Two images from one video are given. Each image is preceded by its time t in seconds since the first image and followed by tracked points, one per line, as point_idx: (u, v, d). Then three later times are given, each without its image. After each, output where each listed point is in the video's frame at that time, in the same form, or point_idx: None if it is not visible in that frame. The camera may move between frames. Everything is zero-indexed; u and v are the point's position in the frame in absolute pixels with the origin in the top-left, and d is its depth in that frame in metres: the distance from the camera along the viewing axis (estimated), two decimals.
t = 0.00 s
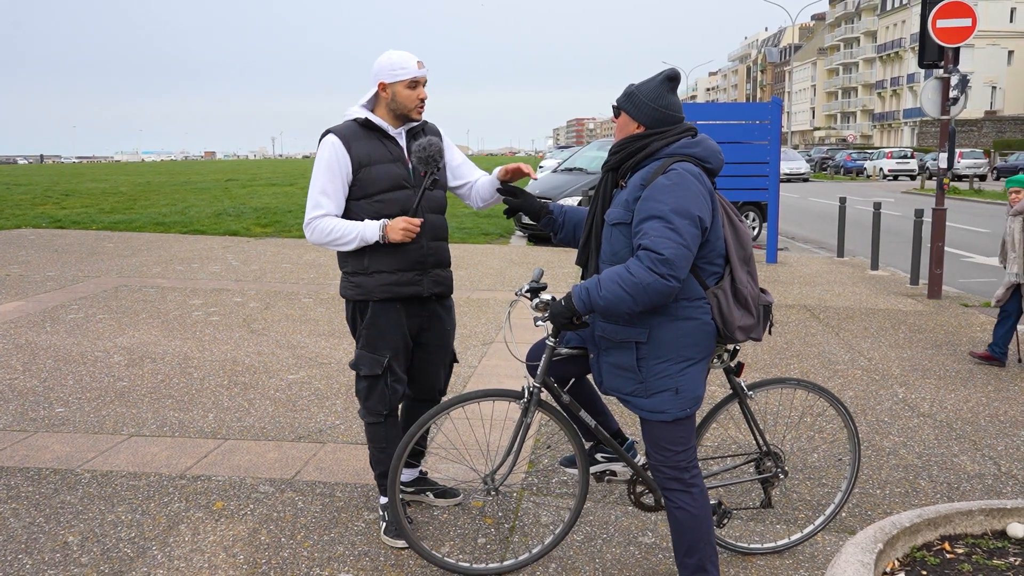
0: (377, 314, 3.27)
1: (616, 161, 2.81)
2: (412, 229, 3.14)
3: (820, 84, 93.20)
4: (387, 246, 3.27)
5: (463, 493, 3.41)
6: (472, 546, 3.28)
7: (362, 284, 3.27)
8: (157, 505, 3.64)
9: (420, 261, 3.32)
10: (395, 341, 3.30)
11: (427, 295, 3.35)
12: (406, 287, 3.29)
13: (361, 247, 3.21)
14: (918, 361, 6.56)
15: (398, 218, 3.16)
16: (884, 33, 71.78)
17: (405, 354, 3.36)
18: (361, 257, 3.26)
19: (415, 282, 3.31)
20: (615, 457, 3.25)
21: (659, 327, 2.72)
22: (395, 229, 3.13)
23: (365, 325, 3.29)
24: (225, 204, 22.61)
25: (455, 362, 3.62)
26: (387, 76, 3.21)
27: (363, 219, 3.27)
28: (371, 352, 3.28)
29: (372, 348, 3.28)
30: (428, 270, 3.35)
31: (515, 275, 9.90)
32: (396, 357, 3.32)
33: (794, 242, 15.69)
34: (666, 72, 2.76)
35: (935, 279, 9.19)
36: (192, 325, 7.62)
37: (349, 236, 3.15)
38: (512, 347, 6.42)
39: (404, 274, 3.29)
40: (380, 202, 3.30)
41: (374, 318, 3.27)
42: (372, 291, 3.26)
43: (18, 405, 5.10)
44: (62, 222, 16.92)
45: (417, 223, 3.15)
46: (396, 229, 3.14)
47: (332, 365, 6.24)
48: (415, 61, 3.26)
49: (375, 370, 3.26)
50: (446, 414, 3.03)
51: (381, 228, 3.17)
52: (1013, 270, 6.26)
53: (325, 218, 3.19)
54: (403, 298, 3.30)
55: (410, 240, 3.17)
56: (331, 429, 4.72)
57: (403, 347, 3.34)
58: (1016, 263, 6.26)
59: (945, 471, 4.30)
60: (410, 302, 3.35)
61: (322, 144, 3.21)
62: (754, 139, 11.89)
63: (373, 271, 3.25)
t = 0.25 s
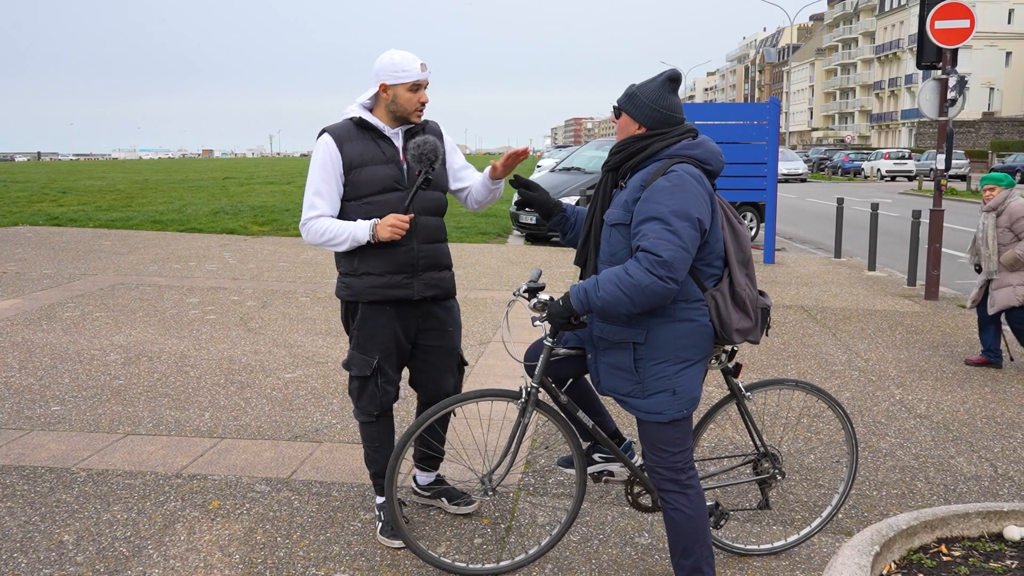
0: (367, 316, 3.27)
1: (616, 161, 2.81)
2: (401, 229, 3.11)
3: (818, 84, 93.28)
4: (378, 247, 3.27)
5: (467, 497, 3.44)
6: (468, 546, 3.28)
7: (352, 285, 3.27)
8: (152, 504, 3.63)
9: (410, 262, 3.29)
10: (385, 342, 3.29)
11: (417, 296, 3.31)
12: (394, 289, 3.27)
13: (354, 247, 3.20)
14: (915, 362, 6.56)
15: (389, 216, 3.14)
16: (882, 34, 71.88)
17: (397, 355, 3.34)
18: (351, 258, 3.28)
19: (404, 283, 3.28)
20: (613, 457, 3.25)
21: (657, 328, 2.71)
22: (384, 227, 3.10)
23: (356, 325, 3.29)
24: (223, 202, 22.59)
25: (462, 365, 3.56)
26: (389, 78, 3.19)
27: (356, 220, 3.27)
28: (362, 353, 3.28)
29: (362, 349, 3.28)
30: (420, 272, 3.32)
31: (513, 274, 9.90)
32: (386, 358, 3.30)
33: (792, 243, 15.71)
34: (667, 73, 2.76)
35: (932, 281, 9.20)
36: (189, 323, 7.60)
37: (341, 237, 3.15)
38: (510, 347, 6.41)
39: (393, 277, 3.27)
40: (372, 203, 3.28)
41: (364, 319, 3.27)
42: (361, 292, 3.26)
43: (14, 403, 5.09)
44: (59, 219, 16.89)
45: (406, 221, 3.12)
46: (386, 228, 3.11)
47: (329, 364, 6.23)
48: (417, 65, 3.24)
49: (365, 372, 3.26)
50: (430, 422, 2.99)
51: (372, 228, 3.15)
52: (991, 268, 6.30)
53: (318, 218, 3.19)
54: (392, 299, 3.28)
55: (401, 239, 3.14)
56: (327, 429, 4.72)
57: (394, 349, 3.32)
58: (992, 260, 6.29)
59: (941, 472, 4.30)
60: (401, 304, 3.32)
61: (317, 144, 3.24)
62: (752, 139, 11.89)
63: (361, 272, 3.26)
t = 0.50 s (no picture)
0: (367, 314, 3.27)
1: (619, 161, 2.79)
2: (396, 241, 3.10)
3: (817, 85, 93.33)
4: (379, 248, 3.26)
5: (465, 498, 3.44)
6: (466, 546, 3.28)
7: (354, 282, 3.28)
8: (148, 503, 3.62)
9: (412, 263, 3.27)
10: (385, 341, 3.28)
11: (418, 297, 3.28)
12: (393, 289, 3.25)
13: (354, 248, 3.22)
14: (913, 363, 6.56)
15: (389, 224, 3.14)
16: (881, 35, 71.95)
17: (398, 355, 3.33)
18: (355, 255, 3.30)
19: (405, 284, 3.27)
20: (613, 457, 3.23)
21: (659, 328, 2.70)
22: (380, 236, 3.11)
23: (358, 322, 3.30)
24: (221, 200, 22.57)
25: (473, 367, 3.49)
26: (399, 81, 3.18)
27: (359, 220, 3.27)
28: (362, 350, 3.28)
29: (362, 346, 3.29)
30: (421, 274, 3.30)
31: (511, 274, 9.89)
32: (385, 356, 3.30)
33: (791, 244, 15.71)
34: (670, 72, 2.74)
35: (931, 283, 9.20)
36: (187, 321, 7.59)
37: (341, 238, 3.17)
38: (508, 346, 6.41)
39: (393, 277, 3.25)
40: (376, 204, 3.28)
41: (365, 317, 3.28)
42: (361, 290, 3.26)
43: (10, 401, 5.07)
44: (56, 216, 16.86)
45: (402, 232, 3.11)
46: (382, 236, 3.11)
47: (326, 363, 6.22)
48: (430, 70, 3.20)
49: (364, 369, 3.25)
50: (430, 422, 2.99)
51: (370, 234, 3.16)
52: (970, 268, 6.39)
53: (320, 217, 3.22)
54: (393, 299, 3.27)
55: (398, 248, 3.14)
56: (324, 428, 4.71)
57: (394, 348, 3.31)
58: (969, 261, 6.39)
59: (939, 474, 4.30)
60: (403, 304, 3.30)
61: (327, 142, 3.24)
62: (751, 139, 11.89)
63: (364, 271, 3.26)
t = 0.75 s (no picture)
0: (385, 307, 3.25)
1: (618, 158, 2.78)
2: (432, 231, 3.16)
3: (814, 82, 93.34)
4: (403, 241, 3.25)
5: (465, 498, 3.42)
6: (463, 545, 3.27)
7: (373, 276, 3.26)
8: (144, 501, 3.60)
9: (431, 258, 3.25)
10: (400, 337, 3.26)
11: (436, 293, 3.27)
12: (409, 284, 3.24)
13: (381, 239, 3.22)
14: (911, 362, 6.55)
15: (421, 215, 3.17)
16: (879, 33, 71.98)
17: (413, 352, 3.30)
18: (375, 248, 3.29)
19: (423, 279, 3.25)
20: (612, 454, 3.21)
21: (658, 326, 2.69)
22: (412, 227, 3.15)
23: (373, 317, 3.28)
24: (218, 196, 22.53)
25: (483, 364, 3.48)
26: (435, 75, 3.13)
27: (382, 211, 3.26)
28: (376, 346, 3.26)
29: (376, 341, 3.27)
30: (439, 270, 3.27)
31: (508, 271, 9.87)
32: (399, 352, 3.27)
33: (788, 241, 15.71)
34: (670, 69, 2.73)
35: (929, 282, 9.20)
36: (183, 318, 7.56)
37: (368, 228, 3.17)
38: (505, 344, 6.39)
39: (411, 271, 3.24)
40: (398, 195, 3.26)
41: (381, 312, 3.26)
42: (378, 284, 3.25)
43: (5, 398, 5.04)
44: (52, 213, 16.82)
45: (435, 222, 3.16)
46: (415, 227, 3.15)
47: (323, 360, 6.20)
48: (465, 66, 3.18)
49: (377, 363, 3.23)
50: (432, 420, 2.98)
51: (400, 224, 3.18)
52: (947, 271, 6.33)
53: (346, 206, 3.22)
54: (411, 294, 3.25)
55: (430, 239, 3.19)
56: (321, 426, 4.69)
57: (410, 345, 3.29)
58: (947, 264, 6.33)
59: (937, 472, 4.30)
60: (418, 300, 3.27)
61: (355, 130, 3.24)
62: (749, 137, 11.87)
63: (384, 264, 3.25)
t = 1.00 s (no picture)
0: (401, 305, 3.24)
1: (615, 158, 2.77)
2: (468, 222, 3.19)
3: (809, 80, 93.42)
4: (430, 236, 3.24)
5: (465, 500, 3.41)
6: (459, 544, 3.27)
7: (391, 273, 3.25)
8: (138, 500, 3.59)
9: (450, 255, 3.25)
10: (416, 334, 3.24)
11: (453, 291, 3.26)
12: (426, 281, 3.23)
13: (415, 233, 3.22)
14: (906, 360, 6.57)
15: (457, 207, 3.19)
16: (874, 31, 72.08)
17: (429, 350, 3.29)
18: (395, 244, 3.27)
19: (441, 277, 3.24)
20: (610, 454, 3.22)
21: (655, 326, 2.68)
22: (451, 218, 3.17)
23: (389, 314, 3.26)
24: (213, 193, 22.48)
25: (491, 361, 3.50)
26: (461, 75, 3.14)
27: (408, 206, 3.24)
28: (392, 344, 3.25)
29: (393, 339, 3.25)
30: (457, 268, 3.27)
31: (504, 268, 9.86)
32: (416, 351, 3.25)
33: (783, 239, 15.73)
34: (665, 68, 2.72)
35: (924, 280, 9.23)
36: (178, 315, 7.54)
37: (399, 222, 3.15)
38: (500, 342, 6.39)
39: (430, 268, 3.23)
40: (422, 192, 3.26)
41: (397, 309, 3.24)
42: (396, 281, 3.23)
43: None
44: (46, 209, 16.75)
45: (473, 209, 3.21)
46: (452, 218, 3.18)
47: (318, 358, 6.19)
48: (492, 69, 3.17)
49: (392, 362, 3.21)
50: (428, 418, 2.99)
51: (437, 217, 3.18)
52: (927, 268, 6.35)
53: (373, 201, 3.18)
54: (428, 291, 3.24)
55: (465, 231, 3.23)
56: (316, 424, 4.68)
57: (427, 343, 3.27)
58: (927, 260, 6.35)
59: (932, 471, 4.30)
60: (436, 297, 3.27)
61: (379, 125, 3.21)
62: (744, 135, 11.88)
63: (402, 262, 3.24)
